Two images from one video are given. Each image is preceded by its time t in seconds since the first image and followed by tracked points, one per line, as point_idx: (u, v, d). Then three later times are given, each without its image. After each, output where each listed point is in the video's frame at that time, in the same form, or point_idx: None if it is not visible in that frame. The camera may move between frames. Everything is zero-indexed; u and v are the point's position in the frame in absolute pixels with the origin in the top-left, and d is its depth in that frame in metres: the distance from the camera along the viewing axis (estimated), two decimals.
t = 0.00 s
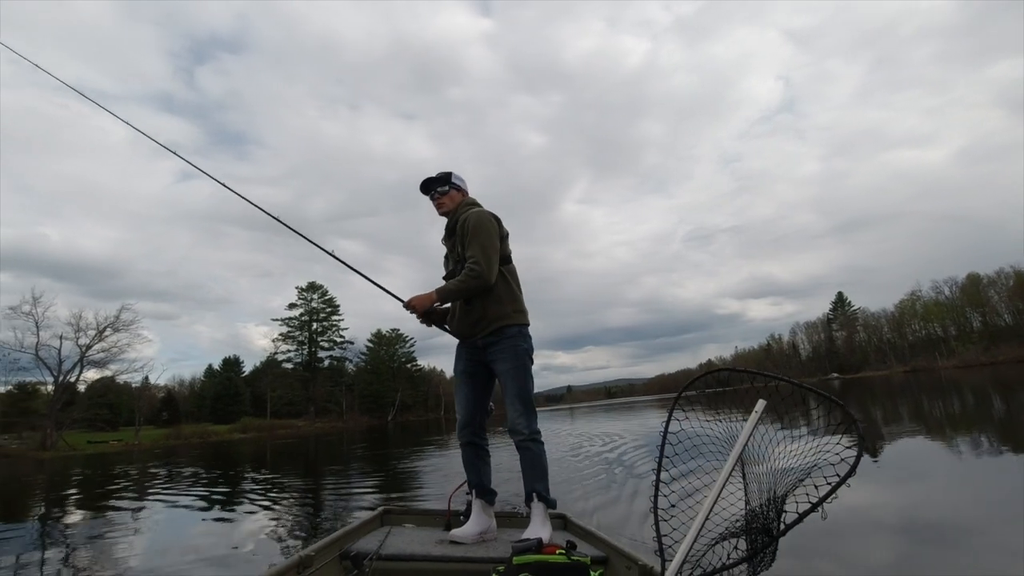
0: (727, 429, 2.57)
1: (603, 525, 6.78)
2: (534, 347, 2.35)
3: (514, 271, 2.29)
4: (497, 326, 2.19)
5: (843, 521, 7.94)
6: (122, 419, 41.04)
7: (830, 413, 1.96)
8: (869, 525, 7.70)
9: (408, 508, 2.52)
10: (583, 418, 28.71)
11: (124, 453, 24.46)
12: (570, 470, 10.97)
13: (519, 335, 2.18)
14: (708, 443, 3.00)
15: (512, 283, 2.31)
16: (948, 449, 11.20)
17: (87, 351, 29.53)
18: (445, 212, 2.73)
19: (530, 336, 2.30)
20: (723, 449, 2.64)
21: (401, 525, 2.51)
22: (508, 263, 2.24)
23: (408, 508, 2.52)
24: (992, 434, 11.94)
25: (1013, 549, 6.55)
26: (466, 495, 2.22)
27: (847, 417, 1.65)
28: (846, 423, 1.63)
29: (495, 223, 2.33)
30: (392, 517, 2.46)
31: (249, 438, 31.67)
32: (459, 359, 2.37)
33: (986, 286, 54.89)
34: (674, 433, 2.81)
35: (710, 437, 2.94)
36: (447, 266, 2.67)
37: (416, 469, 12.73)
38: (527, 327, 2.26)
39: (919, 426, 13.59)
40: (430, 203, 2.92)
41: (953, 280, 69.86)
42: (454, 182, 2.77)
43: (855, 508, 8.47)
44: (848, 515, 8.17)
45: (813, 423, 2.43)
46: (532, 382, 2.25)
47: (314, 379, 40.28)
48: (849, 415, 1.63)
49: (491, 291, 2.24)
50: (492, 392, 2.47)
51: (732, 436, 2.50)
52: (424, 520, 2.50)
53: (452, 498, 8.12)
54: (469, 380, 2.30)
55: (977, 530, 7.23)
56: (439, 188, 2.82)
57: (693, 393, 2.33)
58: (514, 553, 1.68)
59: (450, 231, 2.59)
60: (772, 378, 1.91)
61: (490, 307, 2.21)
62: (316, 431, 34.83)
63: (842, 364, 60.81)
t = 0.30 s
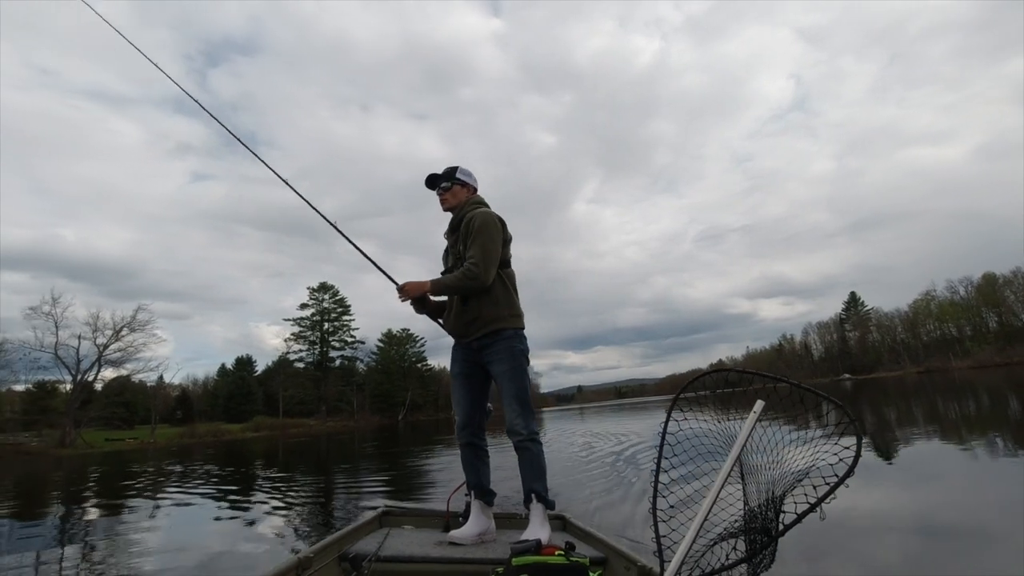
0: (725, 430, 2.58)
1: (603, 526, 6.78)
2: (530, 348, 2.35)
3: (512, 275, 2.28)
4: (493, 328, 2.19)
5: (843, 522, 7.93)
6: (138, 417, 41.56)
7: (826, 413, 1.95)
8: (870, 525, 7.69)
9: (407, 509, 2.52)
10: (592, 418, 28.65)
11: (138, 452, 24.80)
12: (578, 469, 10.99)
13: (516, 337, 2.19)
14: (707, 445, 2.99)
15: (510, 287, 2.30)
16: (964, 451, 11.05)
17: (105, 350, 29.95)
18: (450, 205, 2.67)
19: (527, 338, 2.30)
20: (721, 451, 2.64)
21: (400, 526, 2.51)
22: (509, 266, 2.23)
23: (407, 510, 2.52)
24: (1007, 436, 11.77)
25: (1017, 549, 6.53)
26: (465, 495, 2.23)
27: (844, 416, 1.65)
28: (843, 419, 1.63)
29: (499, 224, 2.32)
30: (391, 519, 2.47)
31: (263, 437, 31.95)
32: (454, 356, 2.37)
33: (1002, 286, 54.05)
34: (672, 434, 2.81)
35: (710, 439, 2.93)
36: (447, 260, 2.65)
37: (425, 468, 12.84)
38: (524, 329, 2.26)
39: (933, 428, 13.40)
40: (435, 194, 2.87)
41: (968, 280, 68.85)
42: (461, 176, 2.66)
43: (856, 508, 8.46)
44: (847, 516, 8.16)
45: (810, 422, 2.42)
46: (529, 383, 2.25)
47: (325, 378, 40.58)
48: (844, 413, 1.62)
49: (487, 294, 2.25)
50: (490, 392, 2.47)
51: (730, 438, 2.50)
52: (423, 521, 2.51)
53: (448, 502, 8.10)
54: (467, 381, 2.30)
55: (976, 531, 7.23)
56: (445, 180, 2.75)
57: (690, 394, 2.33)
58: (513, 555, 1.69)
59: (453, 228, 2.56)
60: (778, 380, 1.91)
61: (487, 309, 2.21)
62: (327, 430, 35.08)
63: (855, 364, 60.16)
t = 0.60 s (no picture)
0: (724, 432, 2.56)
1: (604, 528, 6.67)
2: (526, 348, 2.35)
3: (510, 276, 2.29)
4: (490, 329, 2.19)
5: (841, 524, 7.94)
6: (154, 415, 42.17)
7: (827, 413, 1.92)
8: (870, 527, 7.69)
9: (403, 509, 2.55)
10: (602, 417, 28.54)
11: (154, 449, 25.16)
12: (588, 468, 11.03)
13: (510, 338, 2.21)
14: (706, 446, 2.98)
15: (508, 287, 2.31)
16: (983, 453, 10.84)
17: (122, 349, 30.42)
18: (450, 204, 2.67)
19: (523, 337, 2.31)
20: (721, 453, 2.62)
21: (397, 525, 2.54)
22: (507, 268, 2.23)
23: (403, 509, 2.55)
24: None
25: None
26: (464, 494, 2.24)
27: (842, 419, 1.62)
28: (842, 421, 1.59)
29: (500, 225, 2.32)
30: (389, 518, 2.49)
31: (276, 435, 32.27)
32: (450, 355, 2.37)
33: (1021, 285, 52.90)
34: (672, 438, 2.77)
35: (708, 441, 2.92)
36: (446, 258, 2.63)
37: (436, 467, 12.94)
38: (518, 330, 2.27)
39: (949, 431, 13.15)
40: (434, 192, 2.85)
41: (987, 280, 67.47)
42: (459, 175, 2.67)
43: (854, 511, 8.47)
44: (844, 519, 8.17)
45: (810, 422, 2.39)
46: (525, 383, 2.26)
47: (338, 378, 40.95)
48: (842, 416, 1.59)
49: (486, 293, 2.25)
50: (486, 392, 2.48)
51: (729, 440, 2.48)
52: (420, 521, 2.52)
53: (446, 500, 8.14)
54: (462, 381, 2.31)
55: (977, 532, 7.23)
56: (445, 179, 2.74)
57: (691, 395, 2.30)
58: (510, 556, 1.70)
59: (452, 227, 2.55)
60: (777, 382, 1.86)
61: (482, 310, 2.21)
62: (340, 428, 35.37)
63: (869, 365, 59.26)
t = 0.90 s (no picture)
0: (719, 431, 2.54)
1: (613, 529, 6.61)
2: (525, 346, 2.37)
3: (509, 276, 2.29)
4: (488, 330, 2.20)
5: (838, 525, 7.98)
6: (173, 413, 42.82)
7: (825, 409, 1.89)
8: (875, 530, 7.67)
9: (403, 510, 2.56)
10: (615, 417, 28.46)
11: (172, 446, 25.53)
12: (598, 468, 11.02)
13: (508, 339, 2.21)
14: (704, 445, 2.96)
15: (507, 287, 2.31)
16: (1003, 456, 10.65)
17: (142, 349, 30.89)
18: (448, 204, 2.66)
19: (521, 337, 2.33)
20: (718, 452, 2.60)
21: (397, 527, 2.55)
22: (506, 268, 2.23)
23: (403, 510, 2.56)
24: None
25: None
26: (463, 495, 2.25)
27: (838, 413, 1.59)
28: (840, 413, 1.56)
29: (501, 224, 2.31)
30: (388, 519, 2.51)
31: (291, 434, 32.58)
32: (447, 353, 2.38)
33: None
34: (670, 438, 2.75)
35: (705, 439, 2.89)
36: (445, 257, 2.63)
37: (448, 465, 12.99)
38: (517, 330, 2.28)
39: (967, 433, 12.94)
40: (433, 190, 2.84)
41: (1009, 279, 65.95)
42: (458, 174, 2.66)
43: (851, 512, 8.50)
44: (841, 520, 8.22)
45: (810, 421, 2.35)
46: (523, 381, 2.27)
47: (351, 377, 41.49)
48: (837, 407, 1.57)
49: (483, 292, 2.25)
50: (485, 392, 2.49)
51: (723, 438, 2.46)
52: (419, 522, 2.54)
53: (449, 498, 8.13)
54: (460, 381, 2.32)
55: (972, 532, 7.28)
56: (444, 177, 2.73)
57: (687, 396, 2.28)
58: (510, 556, 1.72)
59: (452, 226, 2.54)
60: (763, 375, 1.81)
61: (481, 310, 2.22)
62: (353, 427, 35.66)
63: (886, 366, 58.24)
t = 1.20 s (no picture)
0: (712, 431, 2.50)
1: (619, 532, 6.45)
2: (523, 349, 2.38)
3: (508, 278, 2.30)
4: (487, 331, 2.20)
5: (839, 526, 8.00)
6: (194, 411, 43.52)
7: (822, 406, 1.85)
8: (898, 533, 7.56)
9: (403, 512, 2.57)
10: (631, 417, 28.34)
11: (192, 444, 25.91)
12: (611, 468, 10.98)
13: (507, 339, 2.21)
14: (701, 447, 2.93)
15: (507, 288, 2.31)
16: None
17: (164, 348, 31.39)
18: (448, 203, 2.67)
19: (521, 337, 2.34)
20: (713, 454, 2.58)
21: (398, 528, 2.56)
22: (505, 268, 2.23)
23: (404, 511, 2.57)
24: None
25: None
26: (463, 495, 2.25)
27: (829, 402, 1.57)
28: (830, 405, 1.54)
29: (500, 225, 2.32)
30: (389, 521, 2.52)
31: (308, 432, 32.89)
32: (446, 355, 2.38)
33: None
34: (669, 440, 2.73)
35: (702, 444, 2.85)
36: (446, 258, 2.63)
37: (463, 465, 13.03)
38: (516, 330, 2.28)
39: (992, 437, 12.64)
40: (434, 190, 2.86)
41: None
42: (458, 174, 2.66)
43: (854, 514, 8.53)
44: (843, 521, 8.23)
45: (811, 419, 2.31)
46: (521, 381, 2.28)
47: (367, 377, 41.56)
48: (825, 399, 1.54)
49: (480, 294, 2.26)
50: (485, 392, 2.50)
51: (718, 439, 2.44)
52: (419, 523, 2.55)
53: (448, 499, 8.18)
54: (460, 381, 2.32)
55: (975, 535, 7.26)
56: (446, 177, 2.74)
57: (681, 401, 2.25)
58: (511, 555, 1.71)
59: (452, 226, 2.54)
60: (748, 376, 1.77)
61: (481, 310, 2.22)
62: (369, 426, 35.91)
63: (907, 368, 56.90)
